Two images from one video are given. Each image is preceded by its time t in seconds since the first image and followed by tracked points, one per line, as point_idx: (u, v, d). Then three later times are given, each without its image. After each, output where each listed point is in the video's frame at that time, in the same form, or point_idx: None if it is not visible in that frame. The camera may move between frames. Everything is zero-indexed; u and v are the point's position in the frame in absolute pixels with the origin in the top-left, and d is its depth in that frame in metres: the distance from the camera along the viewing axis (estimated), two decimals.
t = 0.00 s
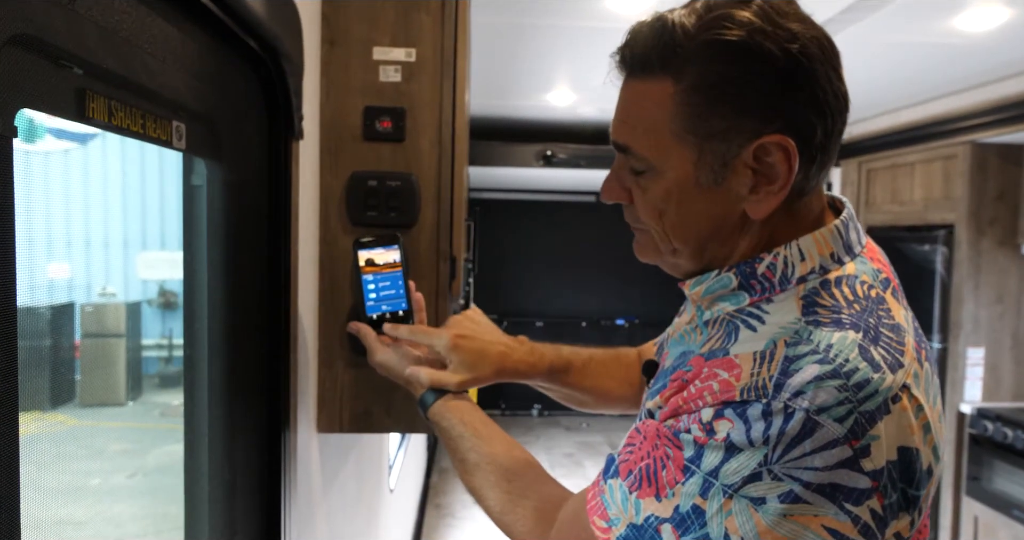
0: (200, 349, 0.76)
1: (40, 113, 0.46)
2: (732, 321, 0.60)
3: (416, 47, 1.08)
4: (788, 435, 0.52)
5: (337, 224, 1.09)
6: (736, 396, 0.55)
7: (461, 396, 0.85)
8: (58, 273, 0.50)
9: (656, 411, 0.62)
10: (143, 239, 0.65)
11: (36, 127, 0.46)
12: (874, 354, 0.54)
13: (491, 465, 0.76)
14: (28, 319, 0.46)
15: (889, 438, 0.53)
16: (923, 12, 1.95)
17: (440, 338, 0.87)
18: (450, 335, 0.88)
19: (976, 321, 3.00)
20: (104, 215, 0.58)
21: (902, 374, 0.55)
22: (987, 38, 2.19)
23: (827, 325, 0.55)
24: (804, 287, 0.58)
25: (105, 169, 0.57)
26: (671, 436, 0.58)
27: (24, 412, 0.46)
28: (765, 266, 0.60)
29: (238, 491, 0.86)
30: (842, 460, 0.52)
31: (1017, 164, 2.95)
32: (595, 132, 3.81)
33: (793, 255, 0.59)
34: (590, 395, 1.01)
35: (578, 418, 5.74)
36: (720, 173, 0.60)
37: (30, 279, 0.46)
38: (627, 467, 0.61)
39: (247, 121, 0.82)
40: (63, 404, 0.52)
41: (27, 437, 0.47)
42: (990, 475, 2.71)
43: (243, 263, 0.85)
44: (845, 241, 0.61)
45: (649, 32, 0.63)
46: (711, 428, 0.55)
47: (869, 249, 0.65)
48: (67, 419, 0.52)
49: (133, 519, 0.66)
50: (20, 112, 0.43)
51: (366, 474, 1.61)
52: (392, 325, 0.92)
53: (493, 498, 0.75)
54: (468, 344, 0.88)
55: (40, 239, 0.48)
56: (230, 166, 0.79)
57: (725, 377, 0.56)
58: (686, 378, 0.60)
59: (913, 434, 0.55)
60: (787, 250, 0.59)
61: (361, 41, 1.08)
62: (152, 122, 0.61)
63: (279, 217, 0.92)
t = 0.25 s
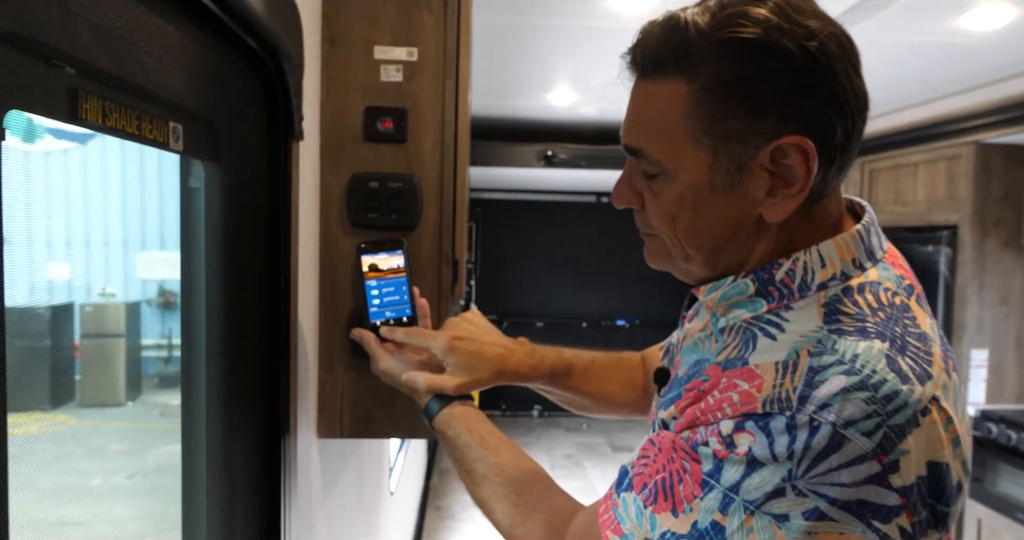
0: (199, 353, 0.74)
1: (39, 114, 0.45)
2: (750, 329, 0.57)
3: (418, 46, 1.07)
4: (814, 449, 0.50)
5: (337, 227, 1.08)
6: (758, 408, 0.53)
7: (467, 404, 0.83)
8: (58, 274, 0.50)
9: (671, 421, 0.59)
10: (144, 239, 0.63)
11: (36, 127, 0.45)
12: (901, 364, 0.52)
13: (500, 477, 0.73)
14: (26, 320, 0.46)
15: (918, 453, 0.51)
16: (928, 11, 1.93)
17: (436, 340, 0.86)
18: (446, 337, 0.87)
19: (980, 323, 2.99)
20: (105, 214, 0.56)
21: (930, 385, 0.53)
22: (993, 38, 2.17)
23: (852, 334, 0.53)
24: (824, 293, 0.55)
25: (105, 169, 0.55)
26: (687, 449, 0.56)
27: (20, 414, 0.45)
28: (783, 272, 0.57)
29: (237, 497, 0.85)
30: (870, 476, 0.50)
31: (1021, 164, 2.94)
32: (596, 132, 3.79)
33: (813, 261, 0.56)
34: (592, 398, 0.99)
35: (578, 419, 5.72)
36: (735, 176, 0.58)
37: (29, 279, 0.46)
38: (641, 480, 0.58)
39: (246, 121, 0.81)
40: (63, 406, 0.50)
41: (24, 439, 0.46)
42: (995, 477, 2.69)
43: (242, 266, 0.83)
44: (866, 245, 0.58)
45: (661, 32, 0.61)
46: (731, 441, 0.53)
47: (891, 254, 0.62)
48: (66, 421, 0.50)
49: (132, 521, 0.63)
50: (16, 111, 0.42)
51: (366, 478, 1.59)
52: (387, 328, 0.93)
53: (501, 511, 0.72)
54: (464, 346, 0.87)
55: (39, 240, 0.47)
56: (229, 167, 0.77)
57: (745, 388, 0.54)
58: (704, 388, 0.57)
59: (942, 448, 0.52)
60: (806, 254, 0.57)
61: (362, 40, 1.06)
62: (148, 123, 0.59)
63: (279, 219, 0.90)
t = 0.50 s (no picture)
0: (179, 366, 0.68)
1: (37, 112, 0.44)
2: (778, 343, 0.52)
3: (416, 39, 1.02)
4: (863, 484, 0.44)
5: (331, 229, 1.03)
6: (795, 435, 0.47)
7: (470, 420, 0.77)
8: (55, 272, 0.49)
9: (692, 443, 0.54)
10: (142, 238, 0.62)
11: (33, 126, 0.45)
12: (957, 387, 0.46)
13: (503, 499, 0.67)
14: (24, 319, 0.45)
15: (977, 487, 0.45)
16: (940, 7, 1.88)
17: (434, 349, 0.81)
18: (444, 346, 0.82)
19: (988, 324, 2.94)
20: (103, 214, 0.55)
21: (989, 410, 0.47)
22: (1005, 34, 2.12)
23: (898, 353, 0.47)
24: (863, 305, 0.50)
25: (104, 170, 0.54)
26: (714, 478, 0.50)
27: (15, 413, 0.44)
28: (816, 281, 0.52)
29: (221, 524, 0.79)
30: (923, 513, 0.44)
31: None
32: (598, 131, 3.74)
33: (850, 269, 0.51)
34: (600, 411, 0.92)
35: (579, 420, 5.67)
36: (767, 176, 0.52)
37: (27, 278, 0.45)
38: (660, 509, 0.53)
39: (231, 117, 0.76)
40: (62, 405, 0.49)
41: (21, 439, 0.44)
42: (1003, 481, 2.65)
43: (226, 271, 0.77)
44: (908, 253, 0.52)
45: (685, 20, 0.56)
46: (764, 471, 0.47)
47: (934, 263, 0.56)
48: (67, 421, 0.49)
49: (131, 522, 0.61)
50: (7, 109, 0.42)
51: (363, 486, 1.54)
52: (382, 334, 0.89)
53: (505, 535, 0.66)
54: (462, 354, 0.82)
55: (37, 239, 0.46)
56: (213, 165, 0.72)
57: (778, 411, 0.48)
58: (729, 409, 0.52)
59: (1003, 480, 0.46)
60: (842, 262, 0.51)
61: (357, 32, 1.01)
62: (115, 118, 0.53)
63: (268, 221, 0.85)
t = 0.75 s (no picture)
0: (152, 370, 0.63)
1: (36, 112, 0.45)
2: (824, 348, 0.46)
3: (415, 21, 0.95)
4: (946, 513, 0.39)
5: (325, 223, 0.97)
6: (860, 454, 0.40)
7: (472, 428, 0.70)
8: (53, 273, 0.50)
9: (728, 458, 0.47)
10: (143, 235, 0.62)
11: (32, 125, 0.45)
12: None
13: (511, 518, 0.60)
14: (21, 320, 0.47)
15: None
16: None
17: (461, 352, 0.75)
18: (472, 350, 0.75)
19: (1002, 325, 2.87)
20: (101, 213, 0.56)
21: None
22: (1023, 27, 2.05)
23: (976, 357, 0.40)
24: (925, 304, 0.43)
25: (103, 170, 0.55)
26: (758, 500, 0.43)
27: (12, 413, 0.46)
28: (868, 276, 0.45)
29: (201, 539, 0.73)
30: None
31: None
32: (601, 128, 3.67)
33: (907, 262, 0.45)
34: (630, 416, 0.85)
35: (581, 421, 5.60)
36: (818, 154, 0.45)
37: (25, 278, 0.47)
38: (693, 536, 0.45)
39: (213, 99, 0.70)
40: (58, 405, 0.50)
41: (14, 438, 0.46)
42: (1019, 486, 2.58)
43: (208, 266, 0.72)
44: (974, 243, 0.46)
45: None
46: (823, 495, 0.41)
47: (1001, 257, 0.50)
48: (61, 420, 0.51)
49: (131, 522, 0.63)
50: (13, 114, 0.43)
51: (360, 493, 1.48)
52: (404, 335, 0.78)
53: None
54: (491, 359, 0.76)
55: (35, 240, 0.48)
56: (192, 150, 0.66)
57: (836, 425, 0.42)
58: (771, 420, 0.45)
59: None
60: (898, 255, 0.45)
61: (352, 14, 0.95)
62: (74, 91, 0.48)
63: (254, 212, 0.79)
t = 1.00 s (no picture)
0: (130, 375, 0.57)
1: (38, 107, 0.43)
2: (905, 350, 0.39)
3: None
4: None
5: (323, 214, 0.90)
6: (970, 479, 0.33)
7: (482, 434, 0.64)
8: (58, 271, 0.48)
9: (788, 477, 0.41)
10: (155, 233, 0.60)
11: (35, 122, 0.44)
12: None
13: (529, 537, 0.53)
14: (26, 317, 0.44)
15: None
16: None
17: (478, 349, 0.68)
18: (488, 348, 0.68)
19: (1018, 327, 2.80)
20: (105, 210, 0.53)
21: None
22: None
23: None
24: None
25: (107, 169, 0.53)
26: (834, 530, 0.37)
27: (18, 411, 0.43)
28: (956, 267, 0.39)
29: None
30: None
31: None
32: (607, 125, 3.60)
33: (1005, 251, 0.38)
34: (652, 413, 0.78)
35: (584, 422, 5.55)
36: (907, 121, 0.39)
37: (28, 275, 0.44)
38: None
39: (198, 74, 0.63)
40: (62, 404, 0.48)
41: (20, 437, 0.44)
42: None
43: (192, 258, 0.65)
44: None
45: None
46: (922, 527, 0.34)
47: None
48: (67, 420, 0.49)
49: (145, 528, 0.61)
50: (14, 101, 0.41)
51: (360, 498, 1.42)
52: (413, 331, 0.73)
53: None
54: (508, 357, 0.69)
55: (39, 237, 0.45)
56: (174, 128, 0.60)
57: (934, 443, 0.35)
58: (844, 435, 0.39)
59: None
60: (996, 243, 0.38)
61: None
62: (34, 53, 0.41)
63: (247, 201, 0.72)
